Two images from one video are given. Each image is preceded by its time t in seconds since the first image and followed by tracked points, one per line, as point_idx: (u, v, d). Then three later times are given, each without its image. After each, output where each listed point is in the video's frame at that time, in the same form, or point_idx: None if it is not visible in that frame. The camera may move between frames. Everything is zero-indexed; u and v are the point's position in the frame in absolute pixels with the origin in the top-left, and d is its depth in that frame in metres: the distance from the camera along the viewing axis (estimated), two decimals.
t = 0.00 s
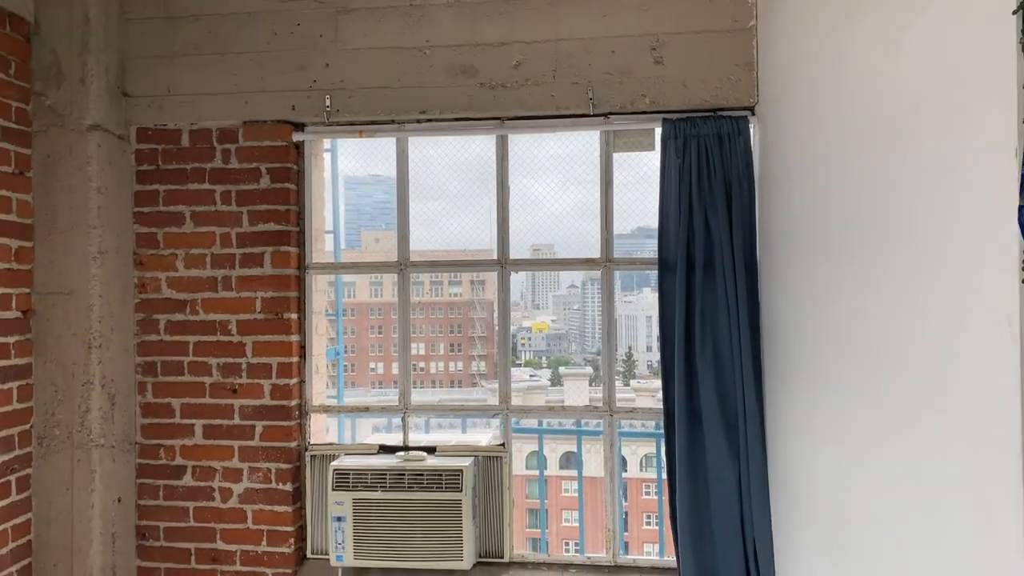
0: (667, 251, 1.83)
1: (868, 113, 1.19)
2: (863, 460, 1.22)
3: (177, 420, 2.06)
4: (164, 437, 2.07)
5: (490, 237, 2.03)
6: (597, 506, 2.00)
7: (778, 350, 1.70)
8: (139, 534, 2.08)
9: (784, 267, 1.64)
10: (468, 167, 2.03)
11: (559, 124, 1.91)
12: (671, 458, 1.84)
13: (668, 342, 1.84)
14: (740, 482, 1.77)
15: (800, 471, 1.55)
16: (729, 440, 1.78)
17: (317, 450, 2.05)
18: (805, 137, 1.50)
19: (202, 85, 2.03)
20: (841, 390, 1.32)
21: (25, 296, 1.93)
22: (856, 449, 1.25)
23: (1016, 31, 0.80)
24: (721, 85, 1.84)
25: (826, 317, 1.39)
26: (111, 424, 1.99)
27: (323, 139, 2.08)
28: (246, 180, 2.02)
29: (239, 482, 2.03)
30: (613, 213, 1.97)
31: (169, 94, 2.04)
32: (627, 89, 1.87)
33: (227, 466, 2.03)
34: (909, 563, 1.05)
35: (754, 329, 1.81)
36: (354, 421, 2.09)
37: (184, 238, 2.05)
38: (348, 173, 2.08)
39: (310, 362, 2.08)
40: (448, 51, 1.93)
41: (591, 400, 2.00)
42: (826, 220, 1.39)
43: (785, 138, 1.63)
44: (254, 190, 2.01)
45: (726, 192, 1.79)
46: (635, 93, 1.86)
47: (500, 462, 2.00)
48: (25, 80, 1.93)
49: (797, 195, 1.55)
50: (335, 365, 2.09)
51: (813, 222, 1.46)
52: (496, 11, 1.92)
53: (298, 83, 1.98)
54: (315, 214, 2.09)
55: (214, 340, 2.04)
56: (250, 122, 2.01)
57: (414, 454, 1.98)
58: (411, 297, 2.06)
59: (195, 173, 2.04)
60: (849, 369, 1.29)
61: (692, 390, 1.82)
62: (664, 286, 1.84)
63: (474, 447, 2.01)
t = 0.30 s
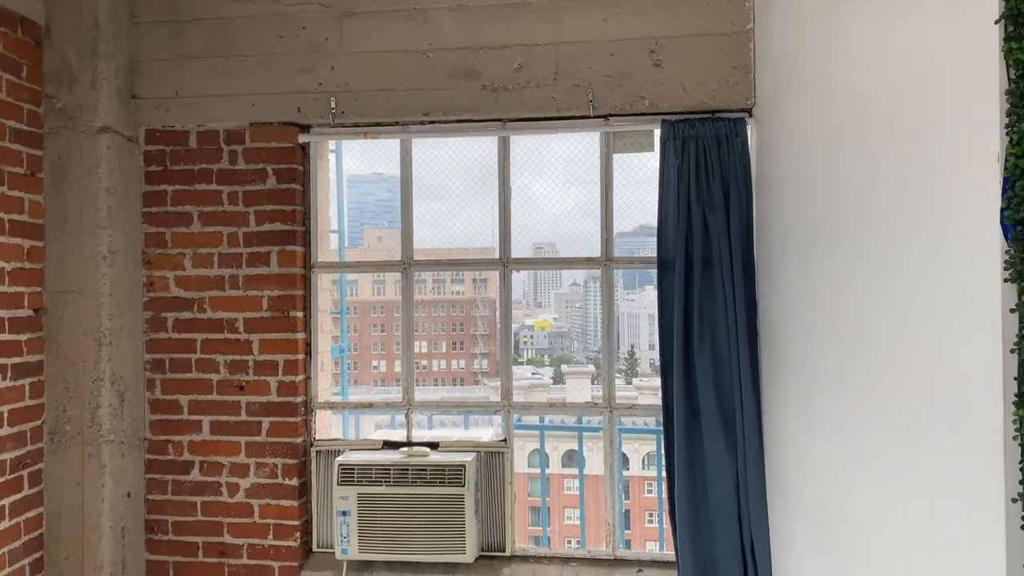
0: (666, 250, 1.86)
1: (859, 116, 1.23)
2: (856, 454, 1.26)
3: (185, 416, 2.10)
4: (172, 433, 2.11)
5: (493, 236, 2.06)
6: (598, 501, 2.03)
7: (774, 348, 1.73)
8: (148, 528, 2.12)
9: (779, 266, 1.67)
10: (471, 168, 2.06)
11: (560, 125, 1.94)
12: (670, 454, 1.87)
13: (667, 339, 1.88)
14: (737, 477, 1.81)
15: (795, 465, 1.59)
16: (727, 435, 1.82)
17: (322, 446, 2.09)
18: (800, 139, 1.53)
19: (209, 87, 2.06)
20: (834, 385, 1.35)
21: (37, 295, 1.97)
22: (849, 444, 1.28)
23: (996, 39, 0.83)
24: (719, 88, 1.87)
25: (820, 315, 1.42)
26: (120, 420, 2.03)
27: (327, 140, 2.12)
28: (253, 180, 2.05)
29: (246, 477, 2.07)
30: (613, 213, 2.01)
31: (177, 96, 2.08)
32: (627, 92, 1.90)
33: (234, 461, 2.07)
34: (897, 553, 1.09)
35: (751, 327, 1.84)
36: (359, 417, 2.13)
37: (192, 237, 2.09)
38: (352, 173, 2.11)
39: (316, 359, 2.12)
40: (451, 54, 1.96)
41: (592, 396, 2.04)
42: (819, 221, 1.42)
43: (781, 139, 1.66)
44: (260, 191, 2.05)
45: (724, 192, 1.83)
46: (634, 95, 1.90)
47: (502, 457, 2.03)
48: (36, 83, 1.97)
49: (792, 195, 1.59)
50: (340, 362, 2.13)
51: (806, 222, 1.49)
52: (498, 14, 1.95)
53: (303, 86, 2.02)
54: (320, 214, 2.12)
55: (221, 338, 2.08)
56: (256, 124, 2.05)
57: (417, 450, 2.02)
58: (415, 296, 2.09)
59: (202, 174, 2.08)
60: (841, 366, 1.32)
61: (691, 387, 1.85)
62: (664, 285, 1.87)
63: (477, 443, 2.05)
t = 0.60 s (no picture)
0: (664, 247, 1.90)
1: (850, 117, 1.26)
2: (846, 445, 1.30)
3: (194, 411, 2.15)
4: (182, 427, 2.15)
5: (495, 234, 2.11)
6: (599, 494, 2.07)
7: (770, 342, 1.77)
8: (158, 520, 2.17)
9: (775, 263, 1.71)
10: (473, 167, 2.10)
11: (561, 125, 1.98)
12: (668, 447, 1.91)
13: (666, 334, 1.91)
14: (734, 470, 1.85)
15: (790, 457, 1.62)
16: (724, 429, 1.86)
17: (329, 440, 2.14)
18: (794, 139, 1.56)
19: (217, 88, 2.11)
20: (825, 379, 1.39)
21: (50, 291, 2.02)
22: (840, 435, 1.32)
23: (976, 45, 0.87)
24: (716, 88, 1.90)
25: (813, 310, 1.46)
26: (131, 414, 2.08)
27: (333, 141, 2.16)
28: (260, 180, 2.10)
29: (254, 470, 2.11)
30: (613, 211, 2.05)
31: (185, 97, 2.13)
32: (626, 92, 1.94)
33: (242, 454, 2.12)
34: (883, 539, 1.13)
35: (748, 323, 1.88)
36: (363, 413, 2.17)
37: (201, 236, 2.13)
38: (357, 173, 2.15)
39: (323, 355, 2.16)
40: (454, 56, 2.00)
41: (593, 392, 2.08)
42: (812, 219, 1.45)
43: (777, 139, 1.70)
44: (268, 190, 2.10)
45: (721, 191, 1.86)
46: (634, 96, 1.93)
47: (504, 450, 2.07)
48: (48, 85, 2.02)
49: (787, 194, 1.62)
50: (345, 358, 2.17)
51: (800, 220, 1.53)
52: (500, 17, 1.99)
53: (309, 87, 2.06)
54: (326, 214, 2.17)
55: (229, 334, 2.12)
56: (263, 124, 2.09)
57: (421, 443, 2.06)
58: (419, 294, 2.13)
59: (211, 173, 2.13)
60: (832, 360, 1.36)
61: (689, 382, 1.89)
62: (662, 281, 1.90)
63: (480, 437, 2.08)
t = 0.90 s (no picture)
0: (668, 245, 1.94)
1: (846, 118, 1.30)
2: (843, 437, 1.33)
3: (208, 405, 2.20)
4: (196, 422, 2.21)
5: (502, 233, 2.15)
6: (605, 487, 2.12)
7: (771, 338, 1.81)
8: (173, 512, 2.22)
9: (775, 261, 1.75)
10: (480, 166, 2.15)
11: (566, 125, 2.02)
12: (672, 441, 1.95)
13: (669, 331, 1.95)
14: (736, 462, 1.89)
15: (790, 450, 1.66)
16: (727, 422, 1.90)
17: (340, 433, 2.19)
18: (793, 138, 1.60)
19: (230, 90, 2.16)
20: (823, 373, 1.43)
21: (68, 289, 2.08)
22: (837, 428, 1.36)
23: (964, 49, 0.90)
24: (718, 89, 1.94)
25: (811, 306, 1.49)
26: (147, 408, 2.13)
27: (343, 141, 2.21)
28: (273, 180, 2.15)
29: (267, 463, 2.16)
30: (618, 210, 2.09)
31: (199, 99, 2.18)
32: (630, 93, 1.98)
33: (255, 448, 2.17)
34: (878, 527, 1.16)
35: (750, 319, 1.91)
36: (373, 408, 2.22)
37: (214, 234, 2.18)
38: (367, 172, 2.20)
39: (333, 351, 2.21)
40: (461, 58, 2.05)
41: (598, 388, 2.12)
42: (811, 216, 1.49)
43: (777, 138, 1.73)
44: (280, 189, 2.14)
45: (724, 189, 1.90)
46: (637, 96, 1.97)
47: (511, 444, 2.11)
48: (66, 87, 2.07)
49: (786, 192, 1.66)
50: (356, 353, 2.22)
51: (798, 219, 1.57)
52: (506, 19, 2.03)
53: (319, 89, 2.11)
54: (336, 213, 2.21)
55: (242, 331, 2.17)
56: (275, 125, 2.14)
57: (429, 437, 2.10)
58: (428, 292, 2.18)
59: (224, 174, 2.17)
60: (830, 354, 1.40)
61: (692, 376, 1.92)
62: (666, 278, 1.94)
63: (487, 430, 2.13)
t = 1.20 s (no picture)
0: (675, 244, 1.98)
1: (848, 121, 1.33)
2: (845, 432, 1.37)
3: (226, 402, 2.25)
4: (214, 418, 2.26)
5: (512, 233, 2.19)
6: (613, 481, 2.16)
7: (776, 335, 1.84)
8: (191, 506, 2.28)
9: (780, 260, 1.78)
10: (491, 168, 2.19)
11: (575, 128, 2.06)
12: (679, 436, 1.99)
13: (677, 328, 1.99)
14: (742, 457, 1.93)
15: (795, 445, 1.70)
16: (733, 418, 1.93)
17: (354, 429, 2.24)
18: (797, 140, 1.64)
19: (247, 94, 2.21)
20: (826, 369, 1.47)
21: (90, 289, 2.13)
22: (839, 422, 1.40)
23: (959, 58, 0.94)
24: (724, 92, 1.98)
25: (814, 304, 1.53)
26: (167, 405, 2.19)
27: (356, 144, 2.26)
28: (288, 182, 2.20)
29: (283, 459, 2.22)
30: (626, 211, 2.13)
31: (216, 103, 2.23)
32: (638, 96, 2.02)
33: (271, 443, 2.22)
34: (880, 518, 1.20)
35: (756, 317, 1.95)
36: (385, 405, 2.27)
37: (231, 235, 2.24)
38: (379, 174, 2.25)
39: (347, 349, 2.26)
40: (471, 62, 2.09)
41: (606, 385, 2.16)
42: (814, 217, 1.52)
43: (781, 140, 1.77)
44: (295, 191, 2.20)
45: (730, 190, 1.94)
46: (645, 99, 2.01)
47: (522, 440, 2.16)
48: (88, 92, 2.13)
49: (790, 193, 1.69)
50: (369, 351, 2.27)
51: (802, 219, 1.60)
52: (516, 24, 2.07)
53: (334, 92, 2.16)
54: (349, 214, 2.26)
55: (259, 329, 2.22)
56: (290, 128, 2.19)
57: (441, 433, 2.15)
58: (439, 291, 2.23)
59: (240, 176, 2.23)
60: (832, 351, 1.43)
61: (698, 373, 1.96)
62: (673, 277, 1.98)
63: (498, 426, 2.18)
